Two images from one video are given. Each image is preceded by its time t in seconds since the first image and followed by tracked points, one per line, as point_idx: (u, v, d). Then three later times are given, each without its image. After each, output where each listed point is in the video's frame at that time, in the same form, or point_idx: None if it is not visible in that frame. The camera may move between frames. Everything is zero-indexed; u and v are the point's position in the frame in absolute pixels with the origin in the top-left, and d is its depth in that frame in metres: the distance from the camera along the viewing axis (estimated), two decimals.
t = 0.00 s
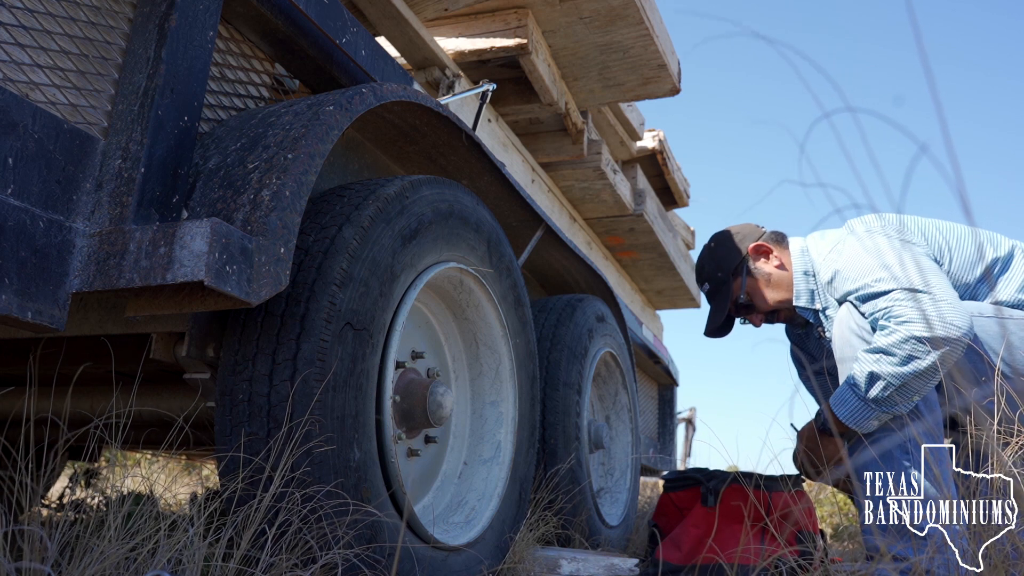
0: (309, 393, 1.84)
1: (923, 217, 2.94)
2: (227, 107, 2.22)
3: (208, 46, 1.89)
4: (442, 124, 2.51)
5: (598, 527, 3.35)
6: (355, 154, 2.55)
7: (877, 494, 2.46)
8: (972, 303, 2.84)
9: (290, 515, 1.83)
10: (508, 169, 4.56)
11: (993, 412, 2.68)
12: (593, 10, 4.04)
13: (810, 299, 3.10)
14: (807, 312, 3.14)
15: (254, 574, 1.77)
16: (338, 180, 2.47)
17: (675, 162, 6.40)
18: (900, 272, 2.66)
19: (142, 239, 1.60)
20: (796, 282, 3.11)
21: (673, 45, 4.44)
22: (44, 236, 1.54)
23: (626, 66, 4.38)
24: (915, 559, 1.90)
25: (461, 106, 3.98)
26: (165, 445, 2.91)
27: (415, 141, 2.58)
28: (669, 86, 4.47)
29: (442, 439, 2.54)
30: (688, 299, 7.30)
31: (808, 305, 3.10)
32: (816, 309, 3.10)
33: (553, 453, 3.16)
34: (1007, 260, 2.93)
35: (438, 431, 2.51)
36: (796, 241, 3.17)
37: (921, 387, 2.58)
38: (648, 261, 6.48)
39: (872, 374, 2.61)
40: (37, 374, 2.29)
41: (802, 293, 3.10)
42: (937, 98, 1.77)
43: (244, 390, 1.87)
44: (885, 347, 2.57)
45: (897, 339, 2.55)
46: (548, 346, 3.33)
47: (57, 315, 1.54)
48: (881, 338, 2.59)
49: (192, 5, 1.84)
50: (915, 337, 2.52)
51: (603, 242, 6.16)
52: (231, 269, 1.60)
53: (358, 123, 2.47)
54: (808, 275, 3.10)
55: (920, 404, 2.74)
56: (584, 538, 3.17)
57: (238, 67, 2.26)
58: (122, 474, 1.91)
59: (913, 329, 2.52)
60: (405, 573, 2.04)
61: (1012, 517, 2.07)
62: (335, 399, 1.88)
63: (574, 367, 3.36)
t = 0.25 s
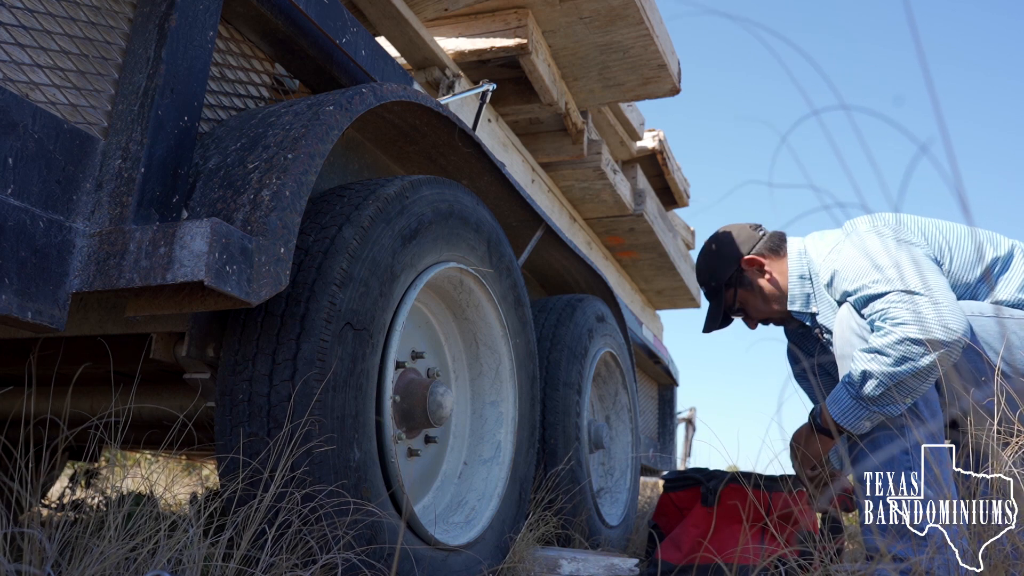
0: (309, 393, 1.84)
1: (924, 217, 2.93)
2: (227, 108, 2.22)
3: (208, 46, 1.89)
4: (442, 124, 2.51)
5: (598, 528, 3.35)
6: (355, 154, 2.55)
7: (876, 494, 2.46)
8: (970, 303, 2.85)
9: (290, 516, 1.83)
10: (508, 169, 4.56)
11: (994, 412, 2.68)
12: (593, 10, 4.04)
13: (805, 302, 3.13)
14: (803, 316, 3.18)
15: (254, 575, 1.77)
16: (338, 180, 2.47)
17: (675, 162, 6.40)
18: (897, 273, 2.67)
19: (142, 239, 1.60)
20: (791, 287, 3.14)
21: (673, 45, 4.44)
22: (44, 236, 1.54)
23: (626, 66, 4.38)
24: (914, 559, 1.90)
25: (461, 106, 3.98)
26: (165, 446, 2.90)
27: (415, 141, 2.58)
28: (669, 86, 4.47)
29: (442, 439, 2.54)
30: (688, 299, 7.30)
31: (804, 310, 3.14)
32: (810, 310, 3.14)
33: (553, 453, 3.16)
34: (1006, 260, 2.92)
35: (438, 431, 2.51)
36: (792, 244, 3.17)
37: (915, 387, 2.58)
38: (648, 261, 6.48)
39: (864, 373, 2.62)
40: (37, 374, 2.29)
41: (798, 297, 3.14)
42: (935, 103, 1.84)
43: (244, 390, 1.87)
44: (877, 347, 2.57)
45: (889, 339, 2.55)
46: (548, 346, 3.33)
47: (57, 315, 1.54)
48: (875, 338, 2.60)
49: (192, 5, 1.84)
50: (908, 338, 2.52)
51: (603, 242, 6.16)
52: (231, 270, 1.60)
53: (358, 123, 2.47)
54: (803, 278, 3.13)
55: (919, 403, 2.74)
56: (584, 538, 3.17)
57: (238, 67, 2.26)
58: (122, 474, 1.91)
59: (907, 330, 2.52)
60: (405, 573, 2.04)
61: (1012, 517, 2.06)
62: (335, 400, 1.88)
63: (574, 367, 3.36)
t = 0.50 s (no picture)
0: (309, 393, 1.84)
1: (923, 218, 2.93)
2: (227, 108, 2.22)
3: (208, 46, 1.89)
4: (442, 124, 2.51)
5: (598, 528, 3.35)
6: (355, 155, 2.55)
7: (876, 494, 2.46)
8: (970, 303, 2.86)
9: (290, 516, 1.83)
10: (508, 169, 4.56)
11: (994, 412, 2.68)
12: (593, 10, 4.04)
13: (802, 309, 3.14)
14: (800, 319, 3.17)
15: (254, 575, 1.77)
16: (337, 180, 2.47)
17: (675, 161, 6.40)
18: (898, 272, 2.66)
19: (142, 239, 1.60)
20: (790, 290, 3.15)
21: (673, 45, 4.43)
22: (44, 236, 1.54)
23: (626, 66, 4.38)
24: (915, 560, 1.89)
25: (461, 106, 3.98)
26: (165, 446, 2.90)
27: (415, 141, 2.58)
28: (669, 86, 4.47)
29: (442, 439, 2.54)
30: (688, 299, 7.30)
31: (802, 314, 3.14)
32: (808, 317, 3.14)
33: (553, 453, 3.16)
34: (1006, 258, 2.91)
35: (438, 431, 2.51)
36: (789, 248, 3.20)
37: (915, 384, 2.57)
38: (648, 261, 6.48)
39: (864, 370, 2.62)
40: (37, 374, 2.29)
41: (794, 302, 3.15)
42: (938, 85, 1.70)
43: (244, 390, 1.87)
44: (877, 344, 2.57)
45: (889, 336, 2.55)
46: (548, 346, 3.33)
47: (57, 315, 1.54)
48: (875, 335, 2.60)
49: (192, 5, 1.84)
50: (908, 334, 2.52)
51: (603, 242, 6.16)
52: (231, 269, 1.60)
53: (358, 123, 2.47)
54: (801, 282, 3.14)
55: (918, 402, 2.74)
56: (584, 538, 3.17)
57: (238, 67, 2.26)
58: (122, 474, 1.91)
59: (907, 326, 2.52)
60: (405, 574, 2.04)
61: (1012, 517, 2.06)
62: (335, 400, 1.88)
63: (574, 367, 3.36)
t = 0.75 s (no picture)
0: (309, 393, 1.84)
1: (924, 218, 2.94)
2: (227, 108, 2.22)
3: (208, 46, 1.88)
4: (442, 124, 2.51)
5: (598, 528, 3.35)
6: (355, 154, 2.55)
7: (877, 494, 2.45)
8: (969, 303, 2.86)
9: (290, 515, 1.83)
10: (508, 169, 4.56)
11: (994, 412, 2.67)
12: (593, 11, 4.04)
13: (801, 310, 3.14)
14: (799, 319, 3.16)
15: (254, 575, 1.77)
16: (337, 180, 2.47)
17: (675, 162, 6.40)
18: (897, 270, 2.67)
19: (142, 239, 1.60)
20: (789, 291, 3.15)
21: (673, 45, 4.43)
22: (44, 236, 1.54)
23: (626, 66, 4.38)
24: (915, 560, 1.90)
25: (461, 106, 3.98)
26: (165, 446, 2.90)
27: (415, 141, 2.58)
28: (669, 86, 4.47)
29: (442, 439, 2.54)
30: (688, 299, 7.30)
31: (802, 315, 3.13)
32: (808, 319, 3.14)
33: (553, 453, 3.16)
34: (1006, 258, 2.91)
35: (437, 431, 2.51)
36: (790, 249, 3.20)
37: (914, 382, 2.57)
38: (648, 261, 6.48)
39: (862, 370, 2.62)
40: (37, 374, 2.29)
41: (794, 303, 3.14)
42: (938, 82, 1.68)
43: (244, 390, 1.87)
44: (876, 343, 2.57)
45: (887, 335, 2.55)
46: (548, 346, 3.33)
47: (57, 315, 1.54)
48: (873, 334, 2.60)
49: (192, 5, 1.84)
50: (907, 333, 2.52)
51: (603, 242, 6.16)
52: (231, 270, 1.60)
53: (358, 123, 2.47)
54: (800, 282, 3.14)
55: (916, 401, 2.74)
56: (584, 539, 3.17)
57: (238, 67, 2.26)
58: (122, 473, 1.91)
59: (906, 325, 2.52)
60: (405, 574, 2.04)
61: (1012, 517, 2.08)
62: (335, 399, 1.88)
63: (574, 367, 3.36)
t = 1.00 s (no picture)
0: (309, 393, 1.84)
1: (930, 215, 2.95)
2: (227, 107, 2.22)
3: (208, 46, 1.88)
4: (442, 124, 2.51)
5: (598, 528, 3.35)
6: (355, 154, 2.55)
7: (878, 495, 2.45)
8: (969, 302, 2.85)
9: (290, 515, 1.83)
10: (508, 169, 4.56)
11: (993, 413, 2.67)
12: (593, 11, 4.04)
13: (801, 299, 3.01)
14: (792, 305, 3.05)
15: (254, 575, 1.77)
16: (337, 180, 2.47)
17: (675, 162, 6.40)
18: (887, 261, 2.59)
19: (142, 239, 1.60)
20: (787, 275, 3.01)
21: (673, 45, 4.43)
22: (44, 236, 1.54)
23: (626, 66, 4.38)
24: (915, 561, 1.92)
25: (461, 106, 3.98)
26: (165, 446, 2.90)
27: (415, 141, 2.58)
28: (669, 86, 4.47)
29: (442, 439, 2.54)
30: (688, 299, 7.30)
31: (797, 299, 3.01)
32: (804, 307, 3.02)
33: (553, 453, 3.16)
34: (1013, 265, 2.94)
35: (438, 431, 2.51)
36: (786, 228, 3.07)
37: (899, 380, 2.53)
38: (648, 261, 6.48)
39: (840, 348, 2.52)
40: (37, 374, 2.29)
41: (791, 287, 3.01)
42: (954, 81, 1.79)
43: (244, 390, 1.87)
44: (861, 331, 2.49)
45: (876, 325, 2.48)
46: (548, 346, 3.33)
47: (57, 316, 1.54)
48: (858, 321, 2.52)
49: (192, 5, 1.84)
50: (896, 325, 2.46)
51: (603, 242, 6.16)
52: (231, 270, 1.60)
53: (358, 123, 2.47)
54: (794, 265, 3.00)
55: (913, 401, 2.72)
56: (584, 539, 3.17)
57: (238, 67, 2.26)
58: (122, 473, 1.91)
59: (892, 314, 2.47)
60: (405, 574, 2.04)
61: (1012, 517, 2.04)
62: (335, 399, 1.88)
63: (573, 367, 3.36)
